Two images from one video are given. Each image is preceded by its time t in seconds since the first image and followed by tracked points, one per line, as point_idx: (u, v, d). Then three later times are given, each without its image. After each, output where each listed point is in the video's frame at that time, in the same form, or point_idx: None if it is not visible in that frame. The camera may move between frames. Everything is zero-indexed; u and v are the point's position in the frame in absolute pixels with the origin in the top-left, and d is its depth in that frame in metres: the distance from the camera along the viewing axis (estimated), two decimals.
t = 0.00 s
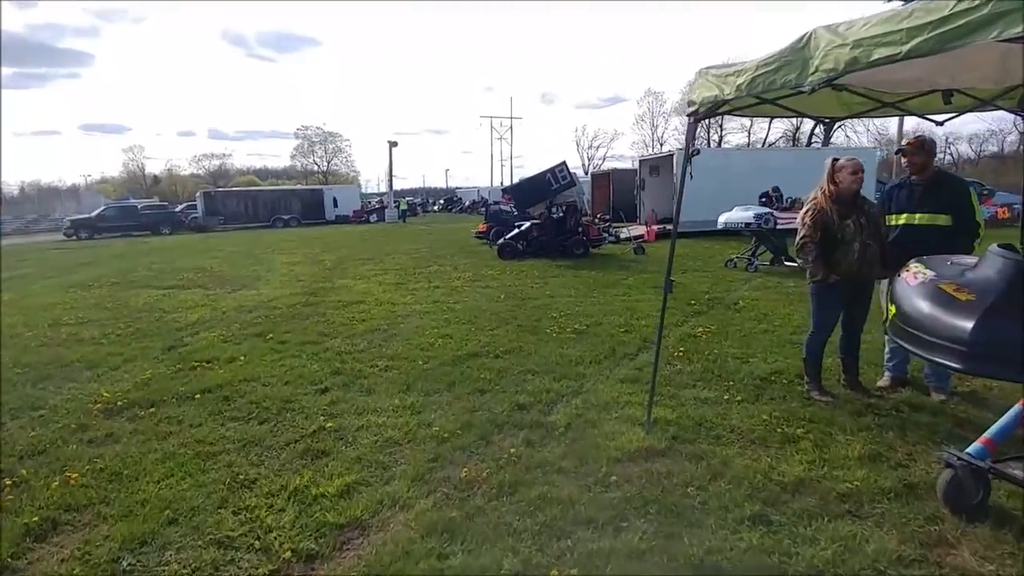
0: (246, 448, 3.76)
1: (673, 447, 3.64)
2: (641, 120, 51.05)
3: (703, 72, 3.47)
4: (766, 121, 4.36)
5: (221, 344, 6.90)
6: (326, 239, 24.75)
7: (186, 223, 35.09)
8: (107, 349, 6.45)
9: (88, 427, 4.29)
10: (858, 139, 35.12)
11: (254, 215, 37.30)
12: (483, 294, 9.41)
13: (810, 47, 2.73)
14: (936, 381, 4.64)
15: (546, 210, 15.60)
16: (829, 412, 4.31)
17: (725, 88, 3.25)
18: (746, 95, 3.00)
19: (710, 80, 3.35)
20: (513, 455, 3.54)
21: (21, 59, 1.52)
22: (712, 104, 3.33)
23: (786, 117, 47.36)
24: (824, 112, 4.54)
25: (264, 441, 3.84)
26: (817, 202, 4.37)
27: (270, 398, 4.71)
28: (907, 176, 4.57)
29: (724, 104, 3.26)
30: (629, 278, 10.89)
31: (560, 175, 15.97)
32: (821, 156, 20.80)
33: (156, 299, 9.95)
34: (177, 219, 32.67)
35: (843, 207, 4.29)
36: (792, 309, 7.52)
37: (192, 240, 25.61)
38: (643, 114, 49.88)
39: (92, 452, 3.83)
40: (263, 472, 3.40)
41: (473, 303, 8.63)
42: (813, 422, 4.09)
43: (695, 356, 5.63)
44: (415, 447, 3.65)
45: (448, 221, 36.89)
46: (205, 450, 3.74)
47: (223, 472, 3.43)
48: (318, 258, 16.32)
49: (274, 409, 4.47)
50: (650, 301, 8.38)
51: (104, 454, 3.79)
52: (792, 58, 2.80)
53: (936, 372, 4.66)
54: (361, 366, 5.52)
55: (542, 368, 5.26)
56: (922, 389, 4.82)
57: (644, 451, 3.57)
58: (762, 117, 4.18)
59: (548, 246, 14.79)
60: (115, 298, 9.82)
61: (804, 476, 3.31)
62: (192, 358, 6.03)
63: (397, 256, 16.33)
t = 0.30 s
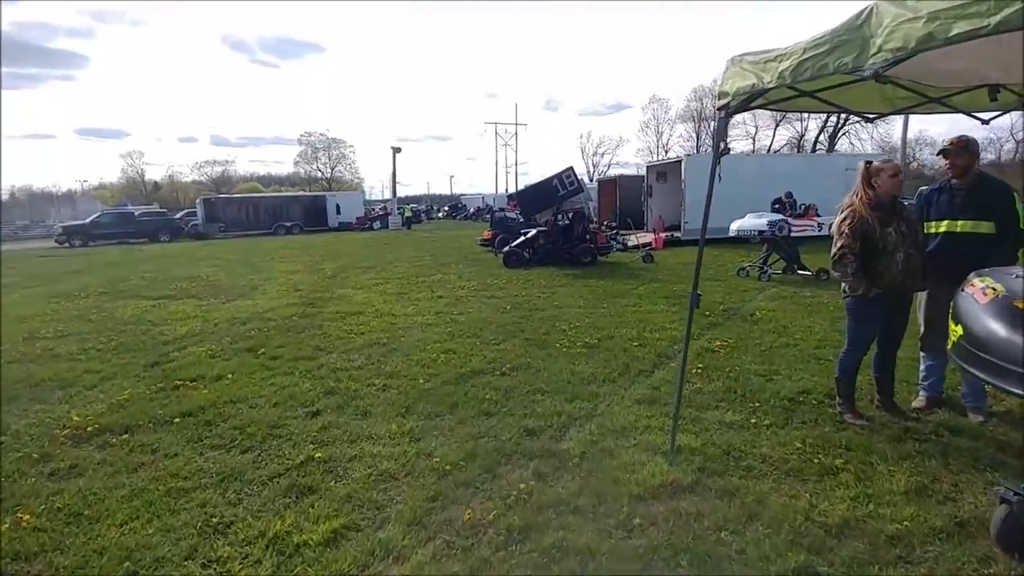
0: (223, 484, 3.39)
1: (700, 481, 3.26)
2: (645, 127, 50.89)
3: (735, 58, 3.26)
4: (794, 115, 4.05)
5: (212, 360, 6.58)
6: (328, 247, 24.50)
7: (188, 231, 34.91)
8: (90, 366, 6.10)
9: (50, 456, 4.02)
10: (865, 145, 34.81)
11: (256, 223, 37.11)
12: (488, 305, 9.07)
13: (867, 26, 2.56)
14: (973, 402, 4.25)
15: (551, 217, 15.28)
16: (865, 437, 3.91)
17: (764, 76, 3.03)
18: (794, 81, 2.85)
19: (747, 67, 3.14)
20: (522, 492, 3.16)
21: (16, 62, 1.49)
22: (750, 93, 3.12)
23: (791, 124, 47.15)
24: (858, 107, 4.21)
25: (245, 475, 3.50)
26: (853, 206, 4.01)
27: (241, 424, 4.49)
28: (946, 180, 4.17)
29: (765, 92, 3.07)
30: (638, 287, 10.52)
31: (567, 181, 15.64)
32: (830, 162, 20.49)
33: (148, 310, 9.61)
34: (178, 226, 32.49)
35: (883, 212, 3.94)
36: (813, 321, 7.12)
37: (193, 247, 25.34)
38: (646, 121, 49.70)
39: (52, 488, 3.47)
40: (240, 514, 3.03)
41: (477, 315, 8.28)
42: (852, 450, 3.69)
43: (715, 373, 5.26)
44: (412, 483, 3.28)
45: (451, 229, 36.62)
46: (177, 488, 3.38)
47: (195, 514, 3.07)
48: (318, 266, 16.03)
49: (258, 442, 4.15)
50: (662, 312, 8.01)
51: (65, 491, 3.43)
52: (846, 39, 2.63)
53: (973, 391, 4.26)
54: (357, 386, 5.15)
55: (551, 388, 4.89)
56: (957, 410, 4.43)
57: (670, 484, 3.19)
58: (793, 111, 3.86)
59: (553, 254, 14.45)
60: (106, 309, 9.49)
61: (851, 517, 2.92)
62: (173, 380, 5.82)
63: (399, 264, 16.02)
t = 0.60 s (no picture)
0: (198, 522, 3.22)
1: (735, 516, 2.89)
2: (645, 126, 50.59)
3: (771, 47, 2.83)
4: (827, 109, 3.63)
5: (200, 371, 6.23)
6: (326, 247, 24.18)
7: (185, 231, 34.57)
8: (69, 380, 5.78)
9: (11, 484, 3.78)
10: (867, 144, 34.52)
11: (254, 223, 36.77)
12: (491, 310, 8.72)
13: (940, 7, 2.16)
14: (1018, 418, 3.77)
15: (554, 218, 14.94)
16: (910, 460, 3.47)
17: (810, 65, 2.59)
18: (847, 71, 2.42)
19: (786, 55, 2.71)
20: (535, 534, 2.80)
21: (17, 63, 1.48)
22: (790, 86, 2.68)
23: (792, 123, 46.89)
24: (897, 104, 3.83)
25: (222, 511, 3.31)
26: (888, 208, 3.54)
27: (220, 449, 4.18)
28: (988, 182, 3.77)
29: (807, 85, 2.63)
30: (645, 290, 10.18)
31: (570, 181, 15.26)
32: (834, 162, 20.14)
33: (137, 316, 9.28)
34: (175, 226, 32.15)
35: (923, 215, 3.51)
36: (833, 327, 6.75)
37: (190, 248, 24.97)
38: (646, 120, 49.41)
39: (9, 524, 3.27)
40: (214, 559, 2.84)
41: (478, 321, 7.92)
42: (900, 473, 3.31)
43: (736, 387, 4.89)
44: (411, 524, 2.96)
45: (451, 228, 36.28)
46: (149, 526, 3.21)
47: (165, 559, 2.87)
48: (316, 267, 15.70)
49: (239, 472, 3.81)
50: (672, 317, 7.65)
51: (25, 527, 3.25)
52: (912, 22, 2.22)
53: (1019, 407, 3.78)
54: (352, 401, 4.80)
55: (561, 404, 4.52)
56: (1001, 428, 3.93)
57: (704, 525, 2.81)
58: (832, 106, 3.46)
59: (556, 256, 14.11)
60: (93, 316, 9.16)
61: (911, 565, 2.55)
62: (153, 395, 5.51)
63: (398, 266, 15.68)
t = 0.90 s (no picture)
0: (171, 564, 2.81)
1: (792, 561, 2.50)
2: (642, 129, 50.33)
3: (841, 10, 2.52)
4: (875, 85, 3.30)
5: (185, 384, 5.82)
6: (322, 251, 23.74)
7: (178, 236, 34.06)
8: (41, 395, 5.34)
9: None
10: (867, 145, 34.28)
11: (248, 227, 36.30)
12: (493, 316, 8.33)
13: None
14: None
15: (554, 221, 14.55)
16: (978, 490, 3.07)
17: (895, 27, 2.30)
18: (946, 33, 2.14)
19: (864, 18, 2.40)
20: None
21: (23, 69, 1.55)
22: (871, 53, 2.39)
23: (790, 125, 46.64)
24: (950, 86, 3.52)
25: (199, 551, 2.90)
26: (952, 204, 3.19)
27: (199, 475, 3.73)
28: None
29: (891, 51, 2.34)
30: (652, 295, 9.80)
31: (571, 183, 14.86)
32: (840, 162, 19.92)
33: (122, 325, 8.83)
34: (168, 231, 31.66)
35: (992, 213, 3.15)
36: (857, 335, 6.38)
37: (181, 253, 24.45)
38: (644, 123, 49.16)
39: None
40: None
41: (480, 328, 7.50)
42: (970, 506, 2.91)
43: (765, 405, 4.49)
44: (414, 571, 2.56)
45: (447, 233, 35.88)
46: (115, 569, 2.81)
47: None
48: (310, 273, 15.27)
49: (219, 503, 3.38)
50: (685, 325, 7.27)
51: None
52: None
53: None
54: (346, 419, 4.38)
55: (576, 423, 4.11)
56: None
57: (757, 575, 2.40)
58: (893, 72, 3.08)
59: (557, 260, 13.72)
60: (74, 324, 8.70)
61: None
62: (132, 410, 5.08)
63: (395, 270, 15.27)
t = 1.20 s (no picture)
0: None
1: None
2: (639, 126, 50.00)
3: None
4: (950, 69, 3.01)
5: (162, 395, 5.41)
6: (315, 249, 23.29)
7: (169, 232, 33.49)
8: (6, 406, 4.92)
9: None
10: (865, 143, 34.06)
11: (241, 225, 35.77)
12: (492, 321, 7.95)
13: None
14: None
15: (553, 219, 14.18)
16: None
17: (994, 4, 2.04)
18: None
19: None
20: None
21: (20, 72, 1.58)
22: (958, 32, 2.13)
23: (786, 124, 46.57)
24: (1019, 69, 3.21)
25: None
26: (1014, 203, 2.84)
27: (167, 507, 3.28)
28: None
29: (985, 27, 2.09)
30: (657, 297, 9.45)
31: (571, 181, 14.42)
32: (844, 160, 19.72)
33: (102, 327, 8.40)
34: (158, 228, 31.10)
35: None
36: (879, 346, 6.06)
37: (172, 250, 23.96)
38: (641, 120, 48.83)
39: None
40: None
41: (479, 334, 7.13)
42: None
43: (791, 426, 4.12)
44: None
45: (442, 230, 35.46)
46: None
47: None
48: (302, 272, 14.85)
49: (187, 543, 2.95)
50: (695, 330, 6.92)
51: None
52: None
53: None
54: (334, 439, 3.98)
55: (587, 444, 3.74)
56: None
57: None
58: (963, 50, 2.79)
59: (556, 260, 13.36)
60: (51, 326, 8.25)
61: None
62: (104, 423, 4.68)
63: (390, 270, 14.86)
